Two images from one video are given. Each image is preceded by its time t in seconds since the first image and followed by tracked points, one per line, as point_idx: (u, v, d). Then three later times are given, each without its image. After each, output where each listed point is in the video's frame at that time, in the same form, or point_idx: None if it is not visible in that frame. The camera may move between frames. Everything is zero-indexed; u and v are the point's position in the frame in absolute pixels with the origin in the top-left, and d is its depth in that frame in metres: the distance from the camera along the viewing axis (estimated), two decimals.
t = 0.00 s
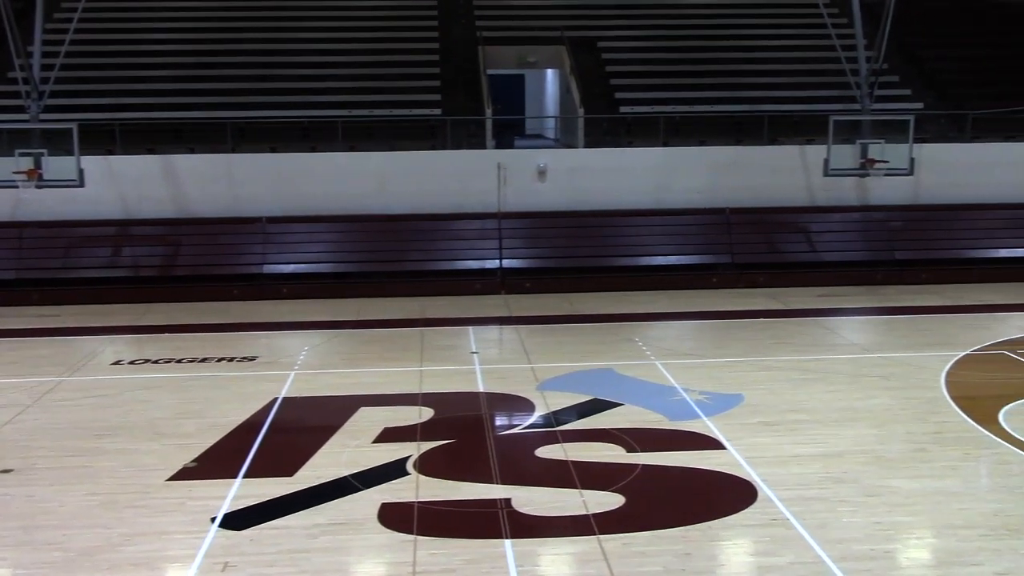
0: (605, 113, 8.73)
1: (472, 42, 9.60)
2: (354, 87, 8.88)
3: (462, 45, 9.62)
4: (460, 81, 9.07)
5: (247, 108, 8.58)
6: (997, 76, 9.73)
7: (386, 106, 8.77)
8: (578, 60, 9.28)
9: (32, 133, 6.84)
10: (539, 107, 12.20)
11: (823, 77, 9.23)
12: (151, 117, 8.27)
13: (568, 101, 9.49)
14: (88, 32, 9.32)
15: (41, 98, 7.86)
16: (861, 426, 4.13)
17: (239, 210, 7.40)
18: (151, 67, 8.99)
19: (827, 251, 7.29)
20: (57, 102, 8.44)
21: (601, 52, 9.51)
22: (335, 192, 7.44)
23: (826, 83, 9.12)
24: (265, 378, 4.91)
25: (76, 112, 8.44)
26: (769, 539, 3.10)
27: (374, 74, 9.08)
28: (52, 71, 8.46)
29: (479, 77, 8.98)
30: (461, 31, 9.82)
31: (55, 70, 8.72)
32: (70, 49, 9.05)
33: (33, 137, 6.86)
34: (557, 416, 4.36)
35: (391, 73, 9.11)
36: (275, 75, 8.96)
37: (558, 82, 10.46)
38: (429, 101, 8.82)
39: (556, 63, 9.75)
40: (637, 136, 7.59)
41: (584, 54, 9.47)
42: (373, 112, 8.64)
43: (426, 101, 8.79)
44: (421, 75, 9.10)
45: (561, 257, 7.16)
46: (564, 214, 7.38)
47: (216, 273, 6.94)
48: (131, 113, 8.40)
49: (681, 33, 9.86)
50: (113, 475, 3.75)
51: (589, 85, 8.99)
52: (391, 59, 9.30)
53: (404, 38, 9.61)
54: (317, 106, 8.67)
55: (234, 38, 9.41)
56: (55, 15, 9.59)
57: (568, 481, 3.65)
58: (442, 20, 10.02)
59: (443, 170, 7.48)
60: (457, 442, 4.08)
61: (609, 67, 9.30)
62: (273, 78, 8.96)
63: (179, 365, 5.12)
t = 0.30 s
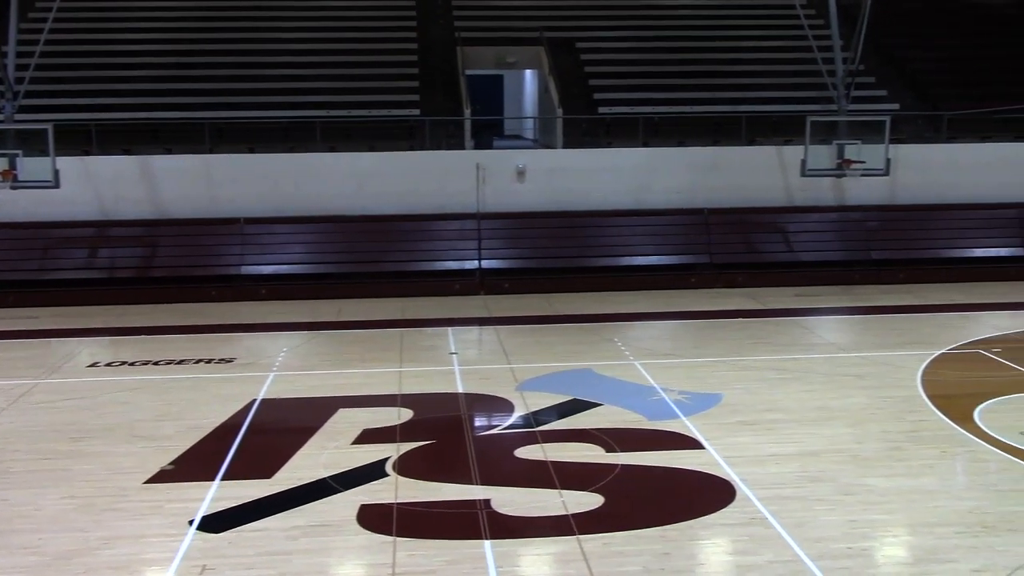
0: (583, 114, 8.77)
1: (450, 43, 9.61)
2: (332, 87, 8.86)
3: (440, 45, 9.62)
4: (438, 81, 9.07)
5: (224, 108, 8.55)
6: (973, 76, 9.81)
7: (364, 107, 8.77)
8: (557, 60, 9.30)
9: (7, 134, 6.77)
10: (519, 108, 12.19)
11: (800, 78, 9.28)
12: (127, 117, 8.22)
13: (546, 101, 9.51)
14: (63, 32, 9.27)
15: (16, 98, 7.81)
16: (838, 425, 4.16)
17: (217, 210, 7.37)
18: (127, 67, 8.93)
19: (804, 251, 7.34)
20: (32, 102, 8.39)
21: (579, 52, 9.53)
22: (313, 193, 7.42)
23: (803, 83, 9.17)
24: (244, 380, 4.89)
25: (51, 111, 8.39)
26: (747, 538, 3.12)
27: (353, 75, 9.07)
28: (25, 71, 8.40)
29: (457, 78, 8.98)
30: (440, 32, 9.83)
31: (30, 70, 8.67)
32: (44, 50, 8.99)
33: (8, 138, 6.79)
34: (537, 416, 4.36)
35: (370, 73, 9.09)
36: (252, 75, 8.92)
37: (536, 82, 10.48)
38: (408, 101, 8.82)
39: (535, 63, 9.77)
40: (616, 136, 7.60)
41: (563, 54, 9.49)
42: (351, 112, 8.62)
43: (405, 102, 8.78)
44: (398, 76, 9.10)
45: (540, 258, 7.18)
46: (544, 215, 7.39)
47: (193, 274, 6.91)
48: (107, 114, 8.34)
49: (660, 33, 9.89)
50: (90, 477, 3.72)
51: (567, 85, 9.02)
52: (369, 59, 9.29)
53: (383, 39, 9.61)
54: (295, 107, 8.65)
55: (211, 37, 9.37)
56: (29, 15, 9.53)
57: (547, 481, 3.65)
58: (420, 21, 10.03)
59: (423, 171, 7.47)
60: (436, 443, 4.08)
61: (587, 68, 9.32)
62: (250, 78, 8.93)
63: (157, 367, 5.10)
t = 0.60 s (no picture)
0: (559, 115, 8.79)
1: (426, 45, 9.61)
2: (307, 89, 8.85)
3: (416, 47, 9.62)
4: (414, 83, 9.07)
5: (197, 109, 8.50)
6: (948, 79, 9.91)
7: (339, 108, 8.74)
8: (532, 62, 9.32)
9: None
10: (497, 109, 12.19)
11: (774, 80, 9.35)
12: (101, 118, 8.17)
13: (522, 103, 9.53)
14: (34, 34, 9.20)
15: None
16: (813, 425, 4.18)
17: (191, 213, 7.32)
18: (101, 67, 8.88)
19: (779, 252, 7.40)
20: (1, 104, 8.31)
21: (555, 54, 9.55)
22: (289, 195, 7.40)
23: (779, 86, 9.23)
24: (220, 383, 4.86)
25: (21, 113, 8.32)
26: (724, 538, 3.13)
27: (328, 77, 9.06)
28: None
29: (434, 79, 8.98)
30: (416, 33, 9.85)
31: None
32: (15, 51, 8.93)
33: None
34: (514, 418, 4.36)
35: (345, 74, 9.08)
36: (227, 76, 8.89)
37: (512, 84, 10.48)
38: (384, 103, 8.81)
39: (510, 66, 9.79)
40: (591, 138, 7.66)
41: (538, 56, 9.52)
42: (327, 113, 8.60)
43: (381, 104, 8.77)
44: (374, 78, 9.09)
45: (517, 259, 7.20)
46: (520, 217, 7.41)
47: (168, 277, 6.87)
48: (81, 115, 8.28)
49: (636, 36, 9.95)
50: (62, 482, 3.68)
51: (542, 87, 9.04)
52: (346, 61, 9.27)
53: (358, 40, 9.60)
54: (270, 108, 8.62)
55: (185, 38, 9.33)
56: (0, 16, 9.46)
57: (525, 483, 3.65)
58: (396, 23, 10.03)
59: (399, 173, 7.47)
60: (413, 445, 4.07)
61: (563, 70, 9.34)
62: (224, 79, 8.89)
63: (131, 370, 5.06)
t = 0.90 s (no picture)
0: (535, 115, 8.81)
1: (401, 45, 9.59)
2: (282, 89, 8.80)
3: (392, 47, 9.59)
4: (391, 83, 9.05)
5: (170, 109, 8.44)
6: (924, 80, 10.00)
7: (313, 109, 8.70)
8: (508, 62, 9.31)
9: None
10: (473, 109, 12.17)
11: (748, 82, 9.41)
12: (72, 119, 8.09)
13: (498, 103, 9.52)
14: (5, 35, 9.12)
15: None
16: (789, 424, 4.21)
17: (165, 214, 7.27)
18: (72, 68, 8.81)
19: (755, 252, 7.45)
20: None
21: (530, 56, 9.55)
22: (264, 196, 7.36)
23: (755, 87, 9.29)
24: (195, 385, 4.84)
25: None
26: (700, 538, 3.14)
27: (303, 78, 9.03)
28: None
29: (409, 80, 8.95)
30: (391, 33, 9.84)
31: None
32: None
33: None
34: (491, 419, 4.36)
35: (320, 75, 9.05)
36: (200, 76, 8.84)
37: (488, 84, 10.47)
38: (359, 104, 8.77)
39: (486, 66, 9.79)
40: (568, 139, 7.71)
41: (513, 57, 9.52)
42: (302, 114, 8.55)
43: (357, 104, 8.74)
44: (349, 78, 9.06)
45: (495, 260, 7.21)
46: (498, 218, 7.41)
47: (142, 278, 6.83)
48: (51, 115, 8.20)
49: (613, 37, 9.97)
50: (35, 486, 3.65)
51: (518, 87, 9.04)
52: (321, 62, 9.25)
53: (333, 41, 9.57)
54: (244, 108, 8.57)
55: (159, 39, 9.28)
56: None
57: (502, 484, 3.65)
58: (372, 23, 10.00)
59: (375, 174, 7.44)
60: (390, 446, 4.06)
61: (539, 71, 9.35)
62: (197, 79, 8.84)
63: (104, 372, 5.03)
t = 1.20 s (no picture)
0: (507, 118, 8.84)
1: (373, 48, 9.57)
2: (253, 91, 8.75)
3: (363, 49, 9.57)
4: (363, 85, 9.02)
5: (138, 112, 8.37)
6: (897, 83, 10.10)
7: (284, 111, 8.66)
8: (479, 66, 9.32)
9: None
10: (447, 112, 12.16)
11: (719, 85, 9.47)
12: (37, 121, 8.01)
13: (472, 107, 9.53)
14: None
15: None
16: (760, 425, 4.23)
17: (135, 217, 7.21)
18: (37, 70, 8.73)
19: (726, 254, 7.50)
20: None
21: (503, 59, 9.55)
22: (234, 199, 7.33)
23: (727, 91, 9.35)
24: (165, 389, 4.80)
25: None
26: (673, 539, 3.15)
27: (274, 80, 8.98)
28: None
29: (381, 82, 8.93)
30: (363, 35, 9.82)
31: None
32: None
33: None
34: (464, 422, 4.36)
35: (291, 77, 9.01)
36: (170, 78, 8.77)
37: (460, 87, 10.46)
38: (331, 106, 8.73)
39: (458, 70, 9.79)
40: (540, 142, 7.64)
41: (485, 61, 9.53)
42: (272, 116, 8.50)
43: (329, 107, 8.71)
44: (320, 80, 9.02)
45: (467, 263, 7.22)
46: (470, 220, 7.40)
47: (111, 282, 6.77)
48: (15, 118, 8.11)
49: (586, 40, 9.99)
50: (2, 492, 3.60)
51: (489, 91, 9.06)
52: (292, 64, 9.20)
53: (305, 43, 9.54)
54: (215, 111, 8.51)
55: (128, 40, 9.20)
56: None
57: (474, 487, 3.64)
58: (344, 25, 9.97)
59: (347, 177, 7.44)
60: (362, 450, 4.05)
61: (511, 74, 9.36)
62: (167, 82, 8.77)
63: (72, 377, 4.98)
